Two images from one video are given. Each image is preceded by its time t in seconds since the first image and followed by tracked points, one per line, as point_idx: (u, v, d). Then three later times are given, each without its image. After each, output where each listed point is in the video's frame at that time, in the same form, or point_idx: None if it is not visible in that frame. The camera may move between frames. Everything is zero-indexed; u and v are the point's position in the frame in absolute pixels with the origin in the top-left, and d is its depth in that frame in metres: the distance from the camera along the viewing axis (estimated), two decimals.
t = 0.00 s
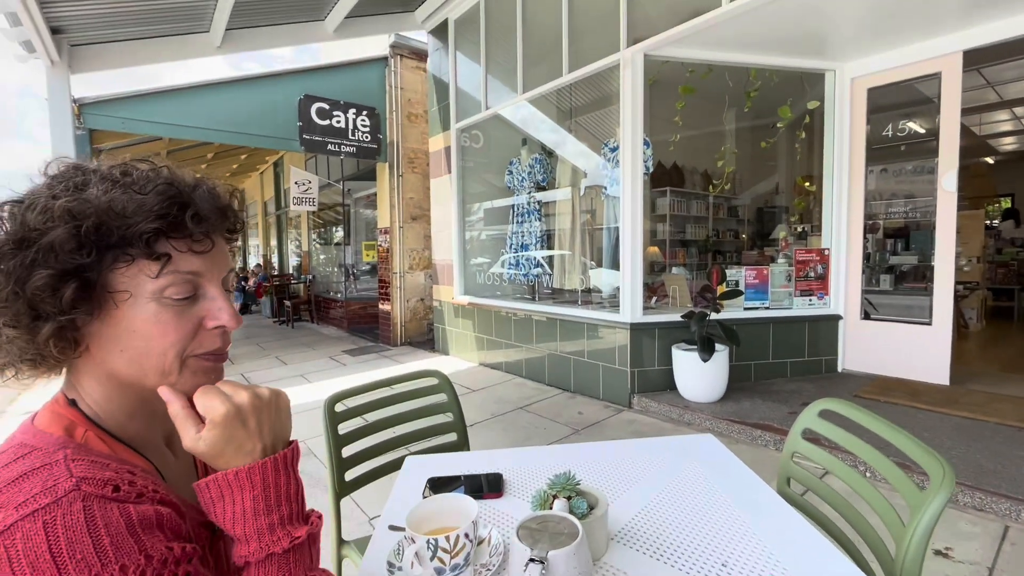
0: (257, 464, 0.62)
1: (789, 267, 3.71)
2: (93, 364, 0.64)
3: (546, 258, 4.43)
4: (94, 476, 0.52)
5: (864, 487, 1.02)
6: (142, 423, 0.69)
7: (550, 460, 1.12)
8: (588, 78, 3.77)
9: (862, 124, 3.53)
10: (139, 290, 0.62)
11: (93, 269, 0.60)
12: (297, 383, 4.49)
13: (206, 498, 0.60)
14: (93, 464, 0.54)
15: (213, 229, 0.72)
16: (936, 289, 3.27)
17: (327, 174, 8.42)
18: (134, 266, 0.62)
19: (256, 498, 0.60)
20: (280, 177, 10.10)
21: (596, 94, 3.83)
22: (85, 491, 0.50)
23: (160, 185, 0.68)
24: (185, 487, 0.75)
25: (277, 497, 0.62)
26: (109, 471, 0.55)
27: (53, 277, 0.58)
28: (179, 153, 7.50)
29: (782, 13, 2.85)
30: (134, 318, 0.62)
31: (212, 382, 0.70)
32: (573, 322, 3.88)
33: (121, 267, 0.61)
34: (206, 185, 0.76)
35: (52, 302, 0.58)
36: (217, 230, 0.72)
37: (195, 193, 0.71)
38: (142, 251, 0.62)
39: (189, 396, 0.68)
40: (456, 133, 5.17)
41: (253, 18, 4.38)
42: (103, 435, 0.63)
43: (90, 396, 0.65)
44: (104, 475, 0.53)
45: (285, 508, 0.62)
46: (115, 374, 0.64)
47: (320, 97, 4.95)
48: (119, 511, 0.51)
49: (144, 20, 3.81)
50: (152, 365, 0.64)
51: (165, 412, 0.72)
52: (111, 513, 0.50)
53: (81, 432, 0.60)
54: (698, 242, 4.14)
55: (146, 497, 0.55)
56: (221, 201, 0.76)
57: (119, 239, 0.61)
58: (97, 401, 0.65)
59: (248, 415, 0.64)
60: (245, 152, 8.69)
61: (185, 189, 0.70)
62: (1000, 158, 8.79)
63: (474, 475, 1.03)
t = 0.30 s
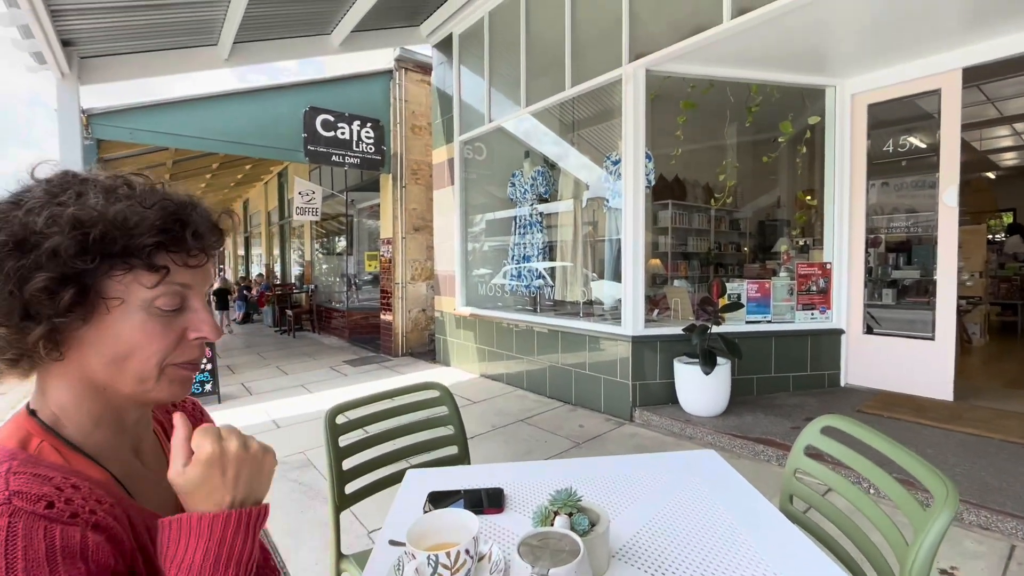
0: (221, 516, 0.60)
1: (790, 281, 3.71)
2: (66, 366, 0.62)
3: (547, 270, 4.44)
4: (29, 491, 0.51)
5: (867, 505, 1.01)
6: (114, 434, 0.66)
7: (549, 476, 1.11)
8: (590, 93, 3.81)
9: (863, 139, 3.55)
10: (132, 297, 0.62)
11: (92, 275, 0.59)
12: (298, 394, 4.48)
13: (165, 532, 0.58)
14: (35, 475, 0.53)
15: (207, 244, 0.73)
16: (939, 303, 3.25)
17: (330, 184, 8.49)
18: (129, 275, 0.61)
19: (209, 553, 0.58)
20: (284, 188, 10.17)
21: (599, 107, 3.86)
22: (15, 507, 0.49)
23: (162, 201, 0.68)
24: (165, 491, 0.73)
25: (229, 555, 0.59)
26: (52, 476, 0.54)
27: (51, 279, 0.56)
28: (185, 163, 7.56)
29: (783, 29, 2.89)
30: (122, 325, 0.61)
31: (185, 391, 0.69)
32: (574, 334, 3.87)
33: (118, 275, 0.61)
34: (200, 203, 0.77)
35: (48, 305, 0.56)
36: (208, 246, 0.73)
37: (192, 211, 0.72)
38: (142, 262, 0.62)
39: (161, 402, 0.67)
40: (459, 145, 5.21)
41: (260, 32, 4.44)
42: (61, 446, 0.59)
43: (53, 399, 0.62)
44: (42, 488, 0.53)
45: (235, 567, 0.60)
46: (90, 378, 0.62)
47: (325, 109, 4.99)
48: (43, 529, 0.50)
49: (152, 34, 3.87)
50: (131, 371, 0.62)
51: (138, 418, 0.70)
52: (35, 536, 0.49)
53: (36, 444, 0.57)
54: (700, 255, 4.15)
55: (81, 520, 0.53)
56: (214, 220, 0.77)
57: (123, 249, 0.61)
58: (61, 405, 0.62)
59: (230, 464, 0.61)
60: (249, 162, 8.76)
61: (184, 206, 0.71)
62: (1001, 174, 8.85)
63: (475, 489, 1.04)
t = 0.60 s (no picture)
0: None
1: (792, 290, 3.71)
2: (51, 373, 0.60)
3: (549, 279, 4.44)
4: None
5: (871, 518, 1.00)
6: (96, 448, 0.64)
7: (549, 487, 1.10)
8: (592, 102, 3.83)
9: (863, 150, 3.57)
10: (132, 310, 0.61)
11: (99, 287, 0.58)
12: (298, 401, 4.47)
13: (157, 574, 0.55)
14: None
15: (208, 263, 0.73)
16: (941, 314, 3.24)
17: (333, 192, 8.53)
18: (133, 288, 0.61)
19: None
20: (287, 195, 10.21)
21: (600, 117, 3.88)
22: None
23: (174, 220, 0.69)
24: (135, 491, 0.71)
25: None
26: (7, 490, 0.51)
27: (62, 288, 0.56)
28: (189, 170, 7.60)
29: (785, 41, 2.91)
30: (117, 337, 0.60)
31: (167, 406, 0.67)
32: (575, 342, 3.86)
33: (123, 288, 0.60)
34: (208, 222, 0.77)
35: (58, 314, 0.56)
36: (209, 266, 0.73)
37: (202, 231, 0.72)
38: (150, 278, 0.62)
39: (137, 413, 0.64)
40: (462, 154, 5.24)
41: (266, 42, 4.49)
42: (31, 458, 0.56)
43: (30, 406, 0.59)
44: None
45: None
46: (75, 387, 0.60)
47: (329, 118, 5.03)
48: None
49: (159, 44, 3.92)
50: (118, 381, 0.61)
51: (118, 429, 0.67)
52: None
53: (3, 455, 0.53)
54: (701, 264, 4.15)
55: (25, 543, 0.49)
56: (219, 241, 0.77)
57: (135, 264, 0.61)
58: (36, 414, 0.59)
59: None
60: (253, 170, 8.81)
61: (195, 226, 0.71)
62: (1002, 184, 8.89)
63: (475, 499, 1.03)
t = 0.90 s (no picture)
0: None
1: (793, 298, 3.71)
2: (31, 379, 0.59)
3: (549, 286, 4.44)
4: None
5: (872, 528, 1.00)
6: (83, 453, 0.63)
7: (549, 495, 1.10)
8: (593, 111, 3.85)
9: (863, 158, 3.58)
10: (111, 319, 0.61)
11: (78, 295, 0.57)
12: (299, 407, 4.47)
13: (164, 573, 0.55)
14: None
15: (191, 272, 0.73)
16: (942, 322, 3.24)
17: (335, 199, 8.57)
18: (114, 297, 0.60)
19: None
20: (289, 202, 10.25)
21: (601, 125, 3.90)
22: None
23: (160, 227, 0.68)
24: (126, 495, 0.71)
25: None
26: (5, 492, 0.51)
27: (39, 298, 0.55)
28: (191, 176, 7.63)
29: (784, 50, 2.92)
30: (97, 344, 0.60)
31: (148, 412, 0.66)
32: (576, 349, 3.86)
33: (103, 296, 0.60)
34: (195, 229, 0.77)
35: (33, 323, 0.54)
36: (192, 273, 0.73)
37: (188, 239, 0.72)
38: (130, 287, 0.61)
39: (120, 421, 0.64)
40: (463, 161, 5.26)
41: (269, 50, 4.53)
42: (18, 461, 0.55)
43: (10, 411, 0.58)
44: None
45: None
46: (56, 394, 0.60)
47: (331, 125, 5.06)
48: None
49: (163, 53, 3.97)
50: (96, 389, 0.60)
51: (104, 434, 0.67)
52: None
53: None
54: (702, 271, 4.14)
55: (32, 539, 0.49)
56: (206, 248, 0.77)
57: (115, 274, 0.60)
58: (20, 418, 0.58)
59: None
60: (255, 177, 8.85)
61: (181, 233, 0.71)
62: (1003, 192, 8.91)
63: (474, 507, 1.03)
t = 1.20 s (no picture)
0: None
1: (792, 305, 3.72)
2: (60, 382, 0.61)
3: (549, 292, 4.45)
4: (22, 502, 0.50)
5: (871, 534, 1.01)
6: (108, 454, 0.65)
7: (549, 501, 1.11)
8: (593, 118, 3.88)
9: (861, 166, 3.61)
10: (136, 322, 0.63)
11: (104, 300, 0.60)
12: (298, 413, 4.46)
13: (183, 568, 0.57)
14: (27, 488, 0.51)
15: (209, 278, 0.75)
16: (941, 329, 3.24)
17: (335, 204, 8.59)
18: (138, 301, 0.63)
19: None
20: (289, 207, 10.27)
21: (600, 132, 3.92)
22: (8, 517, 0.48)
23: (179, 234, 0.71)
24: (146, 498, 0.72)
25: None
26: (42, 488, 0.52)
27: (70, 302, 0.57)
28: (192, 182, 7.65)
29: (784, 59, 2.95)
30: (123, 348, 0.62)
31: (170, 413, 0.68)
32: (576, 355, 3.87)
33: (128, 301, 0.62)
34: (211, 235, 0.79)
35: (64, 327, 0.57)
36: (210, 278, 0.76)
37: (206, 244, 0.74)
38: (154, 291, 0.64)
39: (146, 423, 0.66)
40: (463, 167, 5.28)
41: (271, 57, 4.56)
42: (50, 461, 0.57)
43: (43, 414, 0.60)
44: (35, 499, 0.51)
45: None
46: (84, 396, 0.62)
47: (332, 131, 5.09)
48: (35, 537, 0.49)
49: (166, 59, 3.99)
50: (122, 392, 0.62)
51: (128, 436, 0.69)
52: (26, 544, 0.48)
53: (25, 460, 0.55)
54: (701, 277, 4.15)
55: (73, 527, 0.51)
56: (223, 254, 0.79)
57: (140, 278, 0.62)
58: (50, 420, 0.60)
59: None
60: (256, 182, 8.88)
61: (198, 239, 0.73)
62: (1000, 199, 8.95)
63: (474, 513, 1.03)
